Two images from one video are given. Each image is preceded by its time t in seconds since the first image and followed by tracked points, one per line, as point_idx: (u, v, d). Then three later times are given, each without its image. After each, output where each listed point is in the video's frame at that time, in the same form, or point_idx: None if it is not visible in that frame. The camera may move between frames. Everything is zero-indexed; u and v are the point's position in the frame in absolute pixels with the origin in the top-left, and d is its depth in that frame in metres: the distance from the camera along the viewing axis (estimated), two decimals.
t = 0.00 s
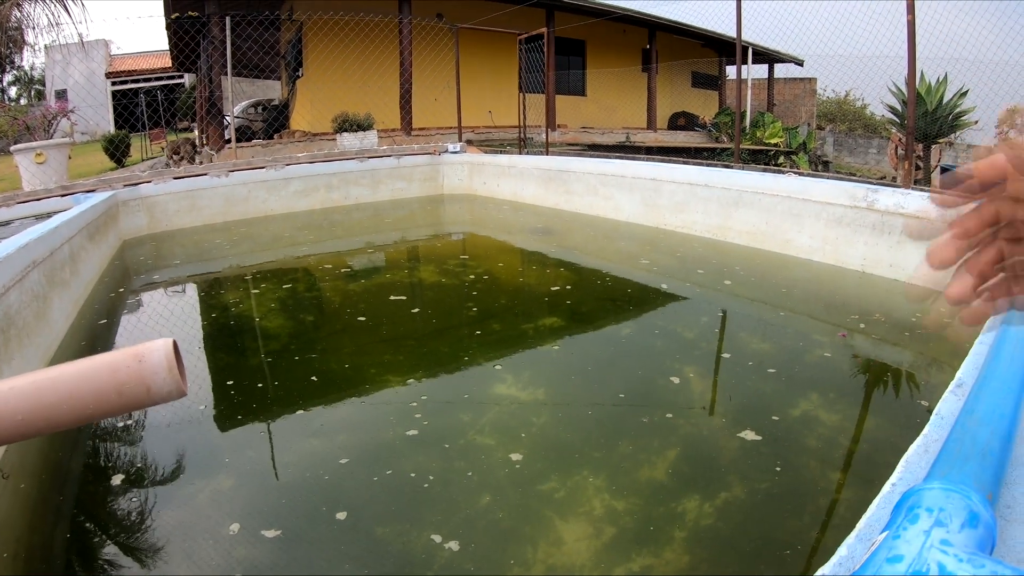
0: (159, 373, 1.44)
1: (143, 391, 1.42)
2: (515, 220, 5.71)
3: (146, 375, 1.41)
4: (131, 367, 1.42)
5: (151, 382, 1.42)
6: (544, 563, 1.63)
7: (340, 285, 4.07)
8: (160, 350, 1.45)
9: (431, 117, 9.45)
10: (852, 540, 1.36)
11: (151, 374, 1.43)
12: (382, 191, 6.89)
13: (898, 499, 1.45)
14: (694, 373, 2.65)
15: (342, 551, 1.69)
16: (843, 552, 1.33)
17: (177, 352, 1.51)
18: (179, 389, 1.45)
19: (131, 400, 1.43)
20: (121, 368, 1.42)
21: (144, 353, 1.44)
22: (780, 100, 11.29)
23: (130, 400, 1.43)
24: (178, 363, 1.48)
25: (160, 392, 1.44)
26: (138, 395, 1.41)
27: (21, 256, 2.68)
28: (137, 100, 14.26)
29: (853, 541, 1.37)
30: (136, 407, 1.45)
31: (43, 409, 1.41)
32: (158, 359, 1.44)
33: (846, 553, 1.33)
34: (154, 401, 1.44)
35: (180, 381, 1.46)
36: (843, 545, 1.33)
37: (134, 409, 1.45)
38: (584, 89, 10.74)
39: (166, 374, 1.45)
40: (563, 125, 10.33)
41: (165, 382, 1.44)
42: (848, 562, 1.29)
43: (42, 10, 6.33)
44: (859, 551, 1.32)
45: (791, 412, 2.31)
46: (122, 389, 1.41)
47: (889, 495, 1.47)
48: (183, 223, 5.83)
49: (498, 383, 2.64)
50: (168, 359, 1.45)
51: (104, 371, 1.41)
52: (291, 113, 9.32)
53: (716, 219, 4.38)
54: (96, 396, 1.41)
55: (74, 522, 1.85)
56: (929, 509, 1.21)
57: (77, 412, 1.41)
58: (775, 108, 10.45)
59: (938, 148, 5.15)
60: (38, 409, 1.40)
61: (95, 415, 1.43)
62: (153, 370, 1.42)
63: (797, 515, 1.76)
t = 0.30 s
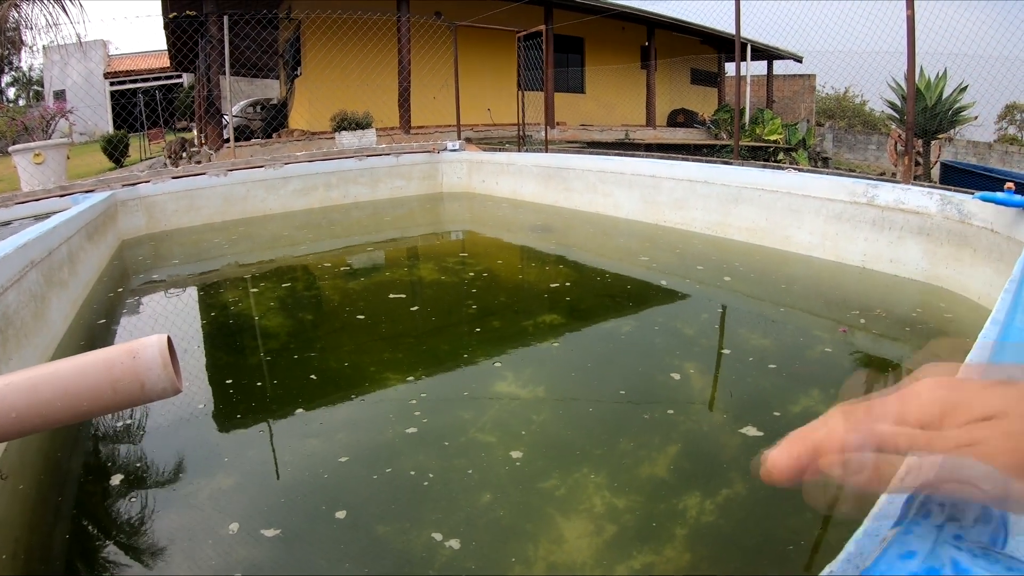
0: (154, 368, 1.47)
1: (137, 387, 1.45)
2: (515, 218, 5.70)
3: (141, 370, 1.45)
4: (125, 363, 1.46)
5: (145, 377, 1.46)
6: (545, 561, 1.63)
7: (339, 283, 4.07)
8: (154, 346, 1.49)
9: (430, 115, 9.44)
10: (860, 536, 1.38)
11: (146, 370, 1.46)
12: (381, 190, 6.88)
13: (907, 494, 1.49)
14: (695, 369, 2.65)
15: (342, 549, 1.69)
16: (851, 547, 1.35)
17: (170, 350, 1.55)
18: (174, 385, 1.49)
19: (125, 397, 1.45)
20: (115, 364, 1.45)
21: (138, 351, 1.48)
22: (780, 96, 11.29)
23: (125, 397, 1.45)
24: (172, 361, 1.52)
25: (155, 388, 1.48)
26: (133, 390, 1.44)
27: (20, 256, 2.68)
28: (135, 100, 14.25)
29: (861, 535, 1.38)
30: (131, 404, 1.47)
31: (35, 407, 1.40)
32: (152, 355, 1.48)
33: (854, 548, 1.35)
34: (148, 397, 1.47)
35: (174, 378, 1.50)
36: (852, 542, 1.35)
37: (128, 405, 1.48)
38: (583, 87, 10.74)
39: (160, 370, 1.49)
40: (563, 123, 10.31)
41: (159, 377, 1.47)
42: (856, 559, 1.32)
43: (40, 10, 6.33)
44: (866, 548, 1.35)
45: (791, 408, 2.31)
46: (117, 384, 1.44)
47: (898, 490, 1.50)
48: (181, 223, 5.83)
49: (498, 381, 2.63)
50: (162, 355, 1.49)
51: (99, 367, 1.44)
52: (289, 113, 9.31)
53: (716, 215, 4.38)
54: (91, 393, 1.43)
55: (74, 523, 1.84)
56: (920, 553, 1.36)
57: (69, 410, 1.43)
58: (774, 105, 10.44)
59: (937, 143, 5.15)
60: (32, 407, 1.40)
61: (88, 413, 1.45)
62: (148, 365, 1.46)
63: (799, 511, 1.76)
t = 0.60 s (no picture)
0: (157, 369, 1.46)
1: (140, 387, 1.44)
2: (519, 216, 5.69)
3: (144, 370, 1.43)
4: (128, 362, 1.44)
5: (149, 378, 1.44)
6: (549, 559, 1.62)
7: (344, 282, 4.07)
8: (158, 345, 1.47)
9: (434, 113, 9.43)
10: (869, 537, 1.39)
11: (149, 370, 1.45)
12: (385, 188, 6.88)
13: (917, 492, 1.49)
14: (700, 367, 2.64)
15: (347, 548, 1.69)
16: (860, 549, 1.36)
17: (174, 349, 1.53)
18: (177, 385, 1.48)
19: (128, 396, 1.44)
20: (117, 363, 1.44)
21: (142, 349, 1.46)
22: (784, 93, 11.26)
23: (128, 397, 1.44)
24: (175, 360, 1.51)
25: (158, 388, 1.47)
26: (136, 391, 1.43)
27: (24, 256, 2.68)
28: (139, 99, 14.29)
29: (870, 536, 1.40)
30: (133, 404, 1.46)
31: (38, 406, 1.40)
32: (156, 355, 1.46)
33: (864, 549, 1.37)
34: (151, 397, 1.46)
35: (178, 378, 1.49)
36: (861, 542, 1.36)
37: (131, 405, 1.47)
38: (586, 85, 10.71)
39: (164, 370, 1.47)
40: (566, 121, 10.30)
41: (162, 377, 1.46)
42: (866, 558, 1.32)
43: (43, 10, 6.34)
44: (877, 548, 1.35)
45: (797, 406, 2.30)
46: (120, 384, 1.42)
47: (906, 488, 1.52)
48: (185, 222, 5.83)
49: (503, 379, 2.63)
50: (165, 355, 1.48)
51: (101, 367, 1.43)
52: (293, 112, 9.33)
53: (720, 213, 4.36)
54: (94, 393, 1.42)
55: (79, 522, 1.85)
56: (952, 502, 1.33)
57: (71, 410, 1.42)
58: (778, 102, 10.41)
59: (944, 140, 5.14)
60: (35, 406, 1.40)
61: (90, 412, 1.44)
62: (152, 365, 1.44)
63: (804, 510, 1.75)
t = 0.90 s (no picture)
0: (172, 374, 1.46)
1: (156, 393, 1.44)
2: (525, 216, 5.69)
3: (159, 376, 1.44)
4: (144, 368, 1.45)
5: (164, 383, 1.45)
6: (558, 560, 1.62)
7: (351, 282, 4.08)
8: (173, 352, 1.48)
9: (439, 113, 9.44)
10: (885, 537, 1.37)
11: (165, 376, 1.46)
12: (391, 189, 6.89)
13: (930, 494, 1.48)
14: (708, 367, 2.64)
15: (357, 548, 1.70)
16: (874, 551, 1.34)
17: (190, 355, 1.54)
18: (193, 391, 1.48)
19: (145, 402, 1.45)
20: (134, 369, 1.45)
21: (158, 355, 1.47)
22: (790, 91, 11.23)
23: (144, 403, 1.45)
24: (191, 366, 1.51)
25: (173, 394, 1.47)
26: (151, 396, 1.44)
27: (31, 257, 2.69)
28: (144, 100, 14.35)
29: (884, 538, 1.37)
30: (150, 410, 1.47)
31: (57, 412, 1.42)
32: (171, 361, 1.47)
33: (879, 552, 1.35)
34: (167, 403, 1.46)
35: (193, 383, 1.49)
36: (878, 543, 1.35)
37: (147, 411, 1.47)
38: (591, 84, 10.70)
39: (180, 376, 1.48)
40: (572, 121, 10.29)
41: (178, 383, 1.46)
42: (883, 561, 1.32)
43: (49, 12, 6.37)
44: (892, 549, 1.35)
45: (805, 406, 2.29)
46: (136, 390, 1.43)
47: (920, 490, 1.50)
48: (192, 223, 5.85)
49: (511, 379, 2.63)
50: (181, 361, 1.49)
51: (118, 373, 1.44)
52: (298, 113, 9.35)
53: (727, 212, 4.35)
54: (110, 398, 1.43)
55: (88, 524, 1.85)
56: (967, 506, 1.45)
57: (88, 416, 1.43)
58: (784, 101, 10.39)
59: (951, 139, 5.14)
60: (52, 412, 1.41)
61: (108, 418, 1.45)
62: (167, 371, 1.45)
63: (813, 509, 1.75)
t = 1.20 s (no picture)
0: (179, 374, 1.41)
1: (162, 393, 1.40)
2: (532, 216, 5.70)
3: (165, 377, 1.39)
4: (150, 368, 1.40)
5: (170, 383, 1.40)
6: (563, 561, 1.62)
7: (357, 282, 4.08)
8: (180, 350, 1.43)
9: (445, 113, 9.45)
10: (892, 543, 1.38)
11: (171, 376, 1.41)
12: (397, 188, 6.89)
13: (940, 499, 1.48)
14: (713, 368, 2.63)
15: (363, 548, 1.70)
16: (883, 555, 1.35)
17: (197, 353, 1.48)
18: (201, 391, 1.43)
19: (152, 402, 1.41)
20: (139, 369, 1.40)
21: (165, 354, 1.42)
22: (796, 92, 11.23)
23: (151, 403, 1.41)
24: (199, 364, 1.46)
25: (181, 394, 1.43)
26: (157, 397, 1.40)
27: (38, 256, 2.70)
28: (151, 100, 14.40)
29: (892, 542, 1.39)
30: (157, 409, 1.43)
31: (63, 411, 1.40)
32: (178, 360, 1.42)
33: (888, 555, 1.36)
34: (174, 403, 1.42)
35: (200, 383, 1.44)
36: (884, 548, 1.35)
37: (155, 410, 1.43)
38: (597, 84, 10.69)
39: (186, 375, 1.43)
40: (577, 121, 10.28)
41: (185, 383, 1.42)
42: (890, 565, 1.30)
43: (56, 12, 6.39)
44: (901, 554, 1.34)
45: (812, 407, 2.29)
46: (141, 391, 1.39)
47: (928, 495, 1.51)
48: (198, 222, 5.87)
49: (517, 379, 2.63)
50: (188, 360, 1.44)
51: (123, 372, 1.40)
52: (304, 112, 9.37)
53: (734, 213, 4.34)
54: (116, 398, 1.39)
55: (93, 523, 1.86)
56: (978, 510, 1.31)
57: (94, 415, 1.40)
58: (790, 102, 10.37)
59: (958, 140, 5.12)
60: (59, 410, 1.39)
61: (115, 416, 1.42)
62: (173, 372, 1.40)
63: (819, 511, 1.74)
